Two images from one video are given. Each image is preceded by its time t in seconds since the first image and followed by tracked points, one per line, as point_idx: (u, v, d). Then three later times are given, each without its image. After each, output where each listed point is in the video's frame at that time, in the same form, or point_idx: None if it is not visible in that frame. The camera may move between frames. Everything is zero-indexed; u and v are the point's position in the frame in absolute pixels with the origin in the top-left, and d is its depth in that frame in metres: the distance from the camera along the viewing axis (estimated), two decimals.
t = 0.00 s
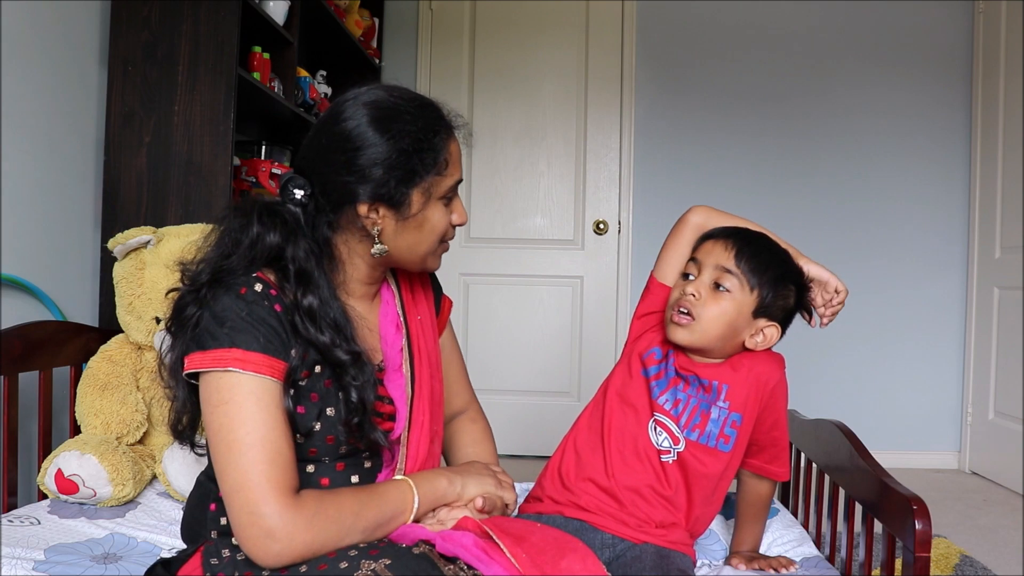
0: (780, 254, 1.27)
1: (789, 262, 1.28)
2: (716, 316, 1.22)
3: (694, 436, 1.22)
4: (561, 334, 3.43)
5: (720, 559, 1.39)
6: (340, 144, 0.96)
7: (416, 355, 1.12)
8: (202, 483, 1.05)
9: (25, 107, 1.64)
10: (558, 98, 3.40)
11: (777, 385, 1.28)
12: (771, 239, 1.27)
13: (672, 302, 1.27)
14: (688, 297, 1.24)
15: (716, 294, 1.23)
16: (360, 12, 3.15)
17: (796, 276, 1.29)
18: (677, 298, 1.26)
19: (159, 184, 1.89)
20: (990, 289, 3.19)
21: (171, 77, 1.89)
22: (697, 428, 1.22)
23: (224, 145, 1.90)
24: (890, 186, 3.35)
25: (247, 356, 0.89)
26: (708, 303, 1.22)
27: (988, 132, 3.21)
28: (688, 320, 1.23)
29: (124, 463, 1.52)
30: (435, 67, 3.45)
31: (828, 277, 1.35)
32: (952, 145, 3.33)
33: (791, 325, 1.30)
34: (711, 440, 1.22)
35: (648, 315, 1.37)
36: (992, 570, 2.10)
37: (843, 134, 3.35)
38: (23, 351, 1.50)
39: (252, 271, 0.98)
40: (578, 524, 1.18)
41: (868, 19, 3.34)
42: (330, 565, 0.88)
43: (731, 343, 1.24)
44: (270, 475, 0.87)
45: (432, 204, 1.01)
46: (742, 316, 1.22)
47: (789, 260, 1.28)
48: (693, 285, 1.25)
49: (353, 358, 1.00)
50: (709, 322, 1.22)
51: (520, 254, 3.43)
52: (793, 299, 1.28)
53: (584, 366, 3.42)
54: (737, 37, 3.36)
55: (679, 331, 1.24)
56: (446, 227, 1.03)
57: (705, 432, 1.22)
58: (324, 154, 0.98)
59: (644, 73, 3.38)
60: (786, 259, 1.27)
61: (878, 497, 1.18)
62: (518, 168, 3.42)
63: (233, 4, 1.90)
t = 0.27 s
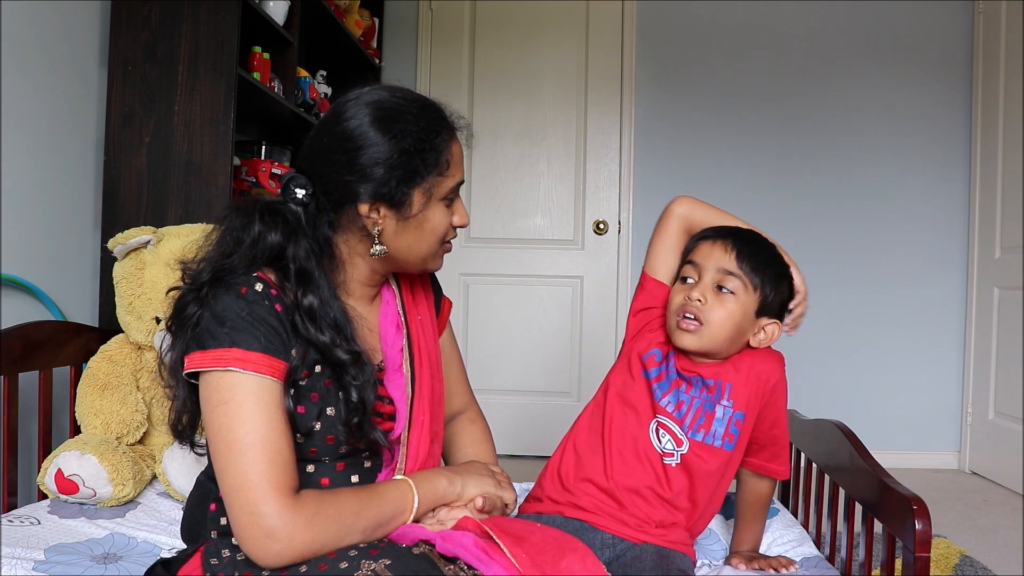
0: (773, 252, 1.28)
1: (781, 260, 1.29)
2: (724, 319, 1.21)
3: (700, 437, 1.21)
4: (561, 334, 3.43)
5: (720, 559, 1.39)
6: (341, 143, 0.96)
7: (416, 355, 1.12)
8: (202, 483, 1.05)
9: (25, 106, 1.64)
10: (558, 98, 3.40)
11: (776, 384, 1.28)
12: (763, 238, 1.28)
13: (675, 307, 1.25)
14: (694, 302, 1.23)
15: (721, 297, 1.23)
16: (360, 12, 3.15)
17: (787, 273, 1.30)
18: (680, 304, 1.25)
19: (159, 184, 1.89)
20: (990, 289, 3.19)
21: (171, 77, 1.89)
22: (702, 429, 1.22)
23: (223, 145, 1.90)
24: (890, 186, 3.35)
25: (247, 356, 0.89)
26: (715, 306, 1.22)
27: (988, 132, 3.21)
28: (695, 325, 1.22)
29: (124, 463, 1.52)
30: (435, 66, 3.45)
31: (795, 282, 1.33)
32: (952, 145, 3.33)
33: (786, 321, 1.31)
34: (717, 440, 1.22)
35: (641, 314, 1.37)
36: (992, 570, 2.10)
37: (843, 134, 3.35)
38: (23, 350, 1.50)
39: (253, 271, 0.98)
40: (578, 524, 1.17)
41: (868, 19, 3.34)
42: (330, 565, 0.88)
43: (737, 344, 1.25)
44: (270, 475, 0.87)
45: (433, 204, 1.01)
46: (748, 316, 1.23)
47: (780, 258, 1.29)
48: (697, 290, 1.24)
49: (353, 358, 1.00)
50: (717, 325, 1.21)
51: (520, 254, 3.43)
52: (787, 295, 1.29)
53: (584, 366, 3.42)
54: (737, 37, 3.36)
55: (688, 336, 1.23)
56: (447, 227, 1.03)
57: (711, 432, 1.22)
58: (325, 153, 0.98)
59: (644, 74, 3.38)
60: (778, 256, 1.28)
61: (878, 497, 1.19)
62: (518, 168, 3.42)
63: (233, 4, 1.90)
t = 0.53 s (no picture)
0: (762, 249, 1.28)
1: (770, 256, 1.29)
2: (722, 327, 1.21)
3: (702, 440, 1.22)
4: (561, 334, 3.43)
5: (720, 559, 1.39)
6: (341, 143, 0.96)
7: (416, 355, 1.12)
8: (202, 483, 1.05)
9: (25, 106, 1.64)
10: (558, 98, 3.40)
11: (774, 382, 1.28)
12: (750, 236, 1.28)
13: (671, 322, 1.24)
14: (690, 317, 1.22)
15: (716, 306, 1.22)
16: (360, 12, 3.15)
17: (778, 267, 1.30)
18: (675, 319, 1.24)
19: (159, 184, 1.89)
20: (990, 289, 3.19)
21: (171, 77, 1.89)
22: (705, 432, 1.22)
23: (224, 145, 1.90)
24: (890, 186, 3.35)
25: (247, 356, 0.89)
26: (712, 317, 1.21)
27: (988, 132, 3.21)
28: (694, 337, 1.22)
29: (125, 462, 1.52)
30: (435, 66, 3.45)
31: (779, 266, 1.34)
32: (952, 145, 3.33)
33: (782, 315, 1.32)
34: (719, 441, 1.22)
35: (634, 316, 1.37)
36: (992, 570, 2.10)
37: (843, 134, 3.35)
38: (23, 351, 1.50)
39: (255, 271, 0.98)
40: (579, 524, 1.17)
41: (867, 19, 3.34)
42: (331, 565, 0.88)
43: (738, 347, 1.25)
44: (270, 475, 0.87)
45: (433, 204, 1.01)
46: (745, 319, 1.23)
47: (769, 254, 1.29)
48: (692, 304, 1.23)
49: (353, 357, 1.00)
50: (716, 334, 1.21)
51: (520, 254, 3.43)
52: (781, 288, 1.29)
53: (584, 366, 3.42)
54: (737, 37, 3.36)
55: (687, 348, 1.23)
56: (447, 228, 1.03)
57: (713, 434, 1.22)
58: (325, 152, 0.98)
59: (644, 74, 3.38)
60: (767, 253, 1.28)
61: (878, 496, 1.19)
62: (518, 168, 3.42)
63: (233, 4, 1.90)
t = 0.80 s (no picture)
0: (767, 251, 1.27)
1: (776, 258, 1.28)
2: (716, 325, 1.21)
3: (696, 439, 1.22)
4: (561, 334, 3.43)
5: (720, 559, 1.39)
6: (341, 142, 0.96)
7: (416, 354, 1.12)
8: (202, 483, 1.05)
9: (25, 106, 1.64)
10: (558, 98, 3.40)
11: (771, 382, 1.28)
12: (756, 237, 1.28)
13: (668, 315, 1.25)
14: (686, 312, 1.23)
15: (713, 304, 1.22)
16: (360, 12, 3.15)
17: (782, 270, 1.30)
18: (672, 312, 1.25)
19: (159, 184, 1.89)
20: (990, 289, 3.19)
21: (171, 77, 1.89)
22: (699, 431, 1.22)
23: (223, 146, 1.90)
24: (890, 186, 3.35)
25: (247, 356, 0.89)
26: (708, 313, 1.22)
27: (988, 132, 3.21)
28: (688, 333, 1.22)
29: (124, 462, 1.52)
30: (435, 66, 3.45)
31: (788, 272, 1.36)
32: (952, 145, 3.33)
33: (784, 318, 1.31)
34: (713, 442, 1.22)
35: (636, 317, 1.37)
36: (991, 570, 2.10)
37: (843, 134, 3.35)
38: (23, 351, 1.50)
39: (255, 270, 0.98)
40: (578, 524, 1.17)
41: (867, 19, 3.34)
42: (331, 565, 0.88)
43: (733, 347, 1.25)
44: (270, 475, 0.87)
45: (432, 206, 1.01)
46: (742, 320, 1.23)
47: (775, 256, 1.28)
48: (689, 299, 1.23)
49: (353, 357, 1.00)
50: (710, 332, 1.22)
51: (520, 254, 3.43)
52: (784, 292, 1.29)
53: (584, 365, 3.42)
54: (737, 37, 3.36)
55: (681, 343, 1.23)
56: (446, 230, 1.03)
57: (707, 433, 1.22)
58: (325, 151, 0.98)
59: (644, 74, 3.38)
60: (772, 255, 1.28)
61: (878, 497, 1.19)
62: (518, 168, 3.42)
63: (233, 4, 1.90)
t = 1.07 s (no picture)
0: (766, 250, 1.28)
1: (774, 258, 1.29)
2: (714, 320, 1.21)
3: (696, 438, 1.22)
4: (561, 334, 3.43)
5: (720, 559, 1.39)
6: (341, 137, 0.97)
7: (417, 356, 1.12)
8: (202, 483, 1.05)
9: (25, 106, 1.64)
10: (558, 98, 3.40)
11: (772, 381, 1.28)
12: (755, 235, 1.28)
13: (666, 309, 1.26)
14: (684, 305, 1.23)
15: (710, 298, 1.23)
16: (360, 12, 3.15)
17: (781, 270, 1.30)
18: (670, 306, 1.25)
19: (159, 183, 1.89)
20: (990, 289, 3.19)
21: (171, 77, 1.89)
22: (699, 430, 1.22)
23: (224, 146, 1.90)
24: (890, 186, 3.35)
25: (248, 354, 0.89)
26: (705, 307, 1.22)
27: (988, 132, 3.21)
28: (685, 326, 1.23)
29: (124, 463, 1.52)
30: (435, 66, 3.45)
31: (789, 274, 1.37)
32: (952, 145, 3.33)
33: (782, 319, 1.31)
34: (713, 441, 1.22)
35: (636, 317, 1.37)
36: (991, 570, 2.10)
37: (843, 134, 3.35)
38: (23, 351, 1.50)
39: (258, 267, 0.98)
40: (578, 524, 1.17)
41: (867, 19, 3.34)
42: (330, 565, 0.88)
43: (729, 344, 1.25)
44: (270, 475, 0.87)
45: (427, 202, 1.00)
46: (739, 316, 1.23)
47: (773, 255, 1.29)
48: (686, 293, 1.24)
49: (354, 357, 1.00)
50: (707, 326, 1.22)
51: (520, 254, 3.43)
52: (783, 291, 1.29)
53: (584, 365, 3.42)
54: (737, 36, 3.36)
55: (678, 337, 1.23)
56: (443, 228, 1.02)
57: (707, 433, 1.22)
58: (326, 147, 0.98)
59: (645, 73, 3.38)
60: (770, 253, 1.28)
61: (878, 497, 1.19)
62: (518, 168, 3.42)
63: (233, 4, 1.90)
